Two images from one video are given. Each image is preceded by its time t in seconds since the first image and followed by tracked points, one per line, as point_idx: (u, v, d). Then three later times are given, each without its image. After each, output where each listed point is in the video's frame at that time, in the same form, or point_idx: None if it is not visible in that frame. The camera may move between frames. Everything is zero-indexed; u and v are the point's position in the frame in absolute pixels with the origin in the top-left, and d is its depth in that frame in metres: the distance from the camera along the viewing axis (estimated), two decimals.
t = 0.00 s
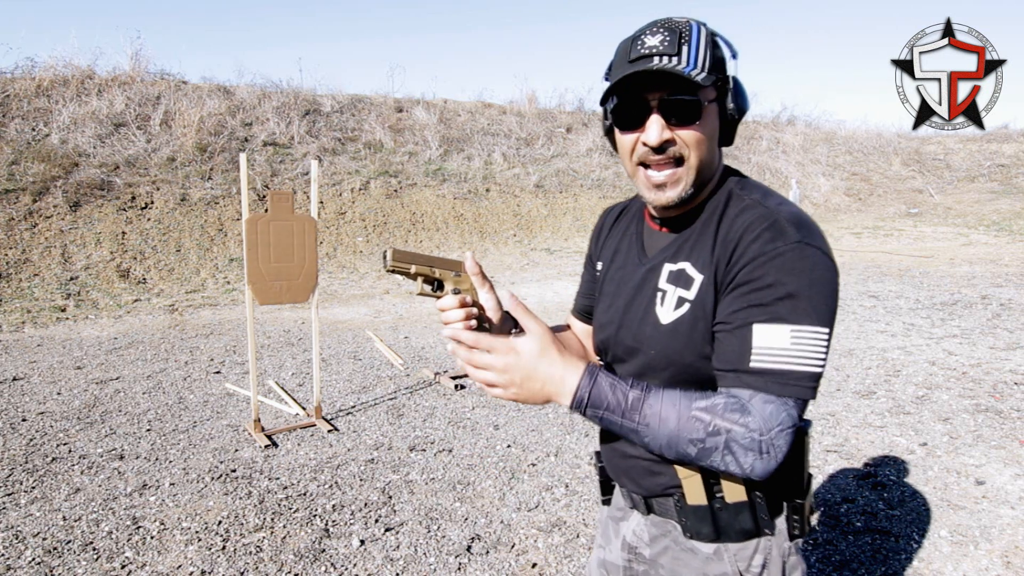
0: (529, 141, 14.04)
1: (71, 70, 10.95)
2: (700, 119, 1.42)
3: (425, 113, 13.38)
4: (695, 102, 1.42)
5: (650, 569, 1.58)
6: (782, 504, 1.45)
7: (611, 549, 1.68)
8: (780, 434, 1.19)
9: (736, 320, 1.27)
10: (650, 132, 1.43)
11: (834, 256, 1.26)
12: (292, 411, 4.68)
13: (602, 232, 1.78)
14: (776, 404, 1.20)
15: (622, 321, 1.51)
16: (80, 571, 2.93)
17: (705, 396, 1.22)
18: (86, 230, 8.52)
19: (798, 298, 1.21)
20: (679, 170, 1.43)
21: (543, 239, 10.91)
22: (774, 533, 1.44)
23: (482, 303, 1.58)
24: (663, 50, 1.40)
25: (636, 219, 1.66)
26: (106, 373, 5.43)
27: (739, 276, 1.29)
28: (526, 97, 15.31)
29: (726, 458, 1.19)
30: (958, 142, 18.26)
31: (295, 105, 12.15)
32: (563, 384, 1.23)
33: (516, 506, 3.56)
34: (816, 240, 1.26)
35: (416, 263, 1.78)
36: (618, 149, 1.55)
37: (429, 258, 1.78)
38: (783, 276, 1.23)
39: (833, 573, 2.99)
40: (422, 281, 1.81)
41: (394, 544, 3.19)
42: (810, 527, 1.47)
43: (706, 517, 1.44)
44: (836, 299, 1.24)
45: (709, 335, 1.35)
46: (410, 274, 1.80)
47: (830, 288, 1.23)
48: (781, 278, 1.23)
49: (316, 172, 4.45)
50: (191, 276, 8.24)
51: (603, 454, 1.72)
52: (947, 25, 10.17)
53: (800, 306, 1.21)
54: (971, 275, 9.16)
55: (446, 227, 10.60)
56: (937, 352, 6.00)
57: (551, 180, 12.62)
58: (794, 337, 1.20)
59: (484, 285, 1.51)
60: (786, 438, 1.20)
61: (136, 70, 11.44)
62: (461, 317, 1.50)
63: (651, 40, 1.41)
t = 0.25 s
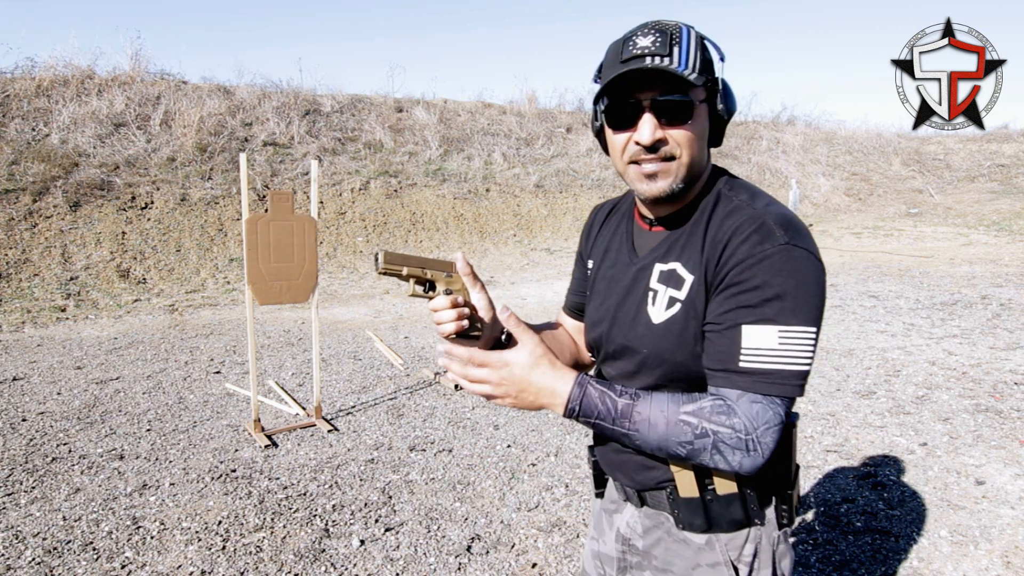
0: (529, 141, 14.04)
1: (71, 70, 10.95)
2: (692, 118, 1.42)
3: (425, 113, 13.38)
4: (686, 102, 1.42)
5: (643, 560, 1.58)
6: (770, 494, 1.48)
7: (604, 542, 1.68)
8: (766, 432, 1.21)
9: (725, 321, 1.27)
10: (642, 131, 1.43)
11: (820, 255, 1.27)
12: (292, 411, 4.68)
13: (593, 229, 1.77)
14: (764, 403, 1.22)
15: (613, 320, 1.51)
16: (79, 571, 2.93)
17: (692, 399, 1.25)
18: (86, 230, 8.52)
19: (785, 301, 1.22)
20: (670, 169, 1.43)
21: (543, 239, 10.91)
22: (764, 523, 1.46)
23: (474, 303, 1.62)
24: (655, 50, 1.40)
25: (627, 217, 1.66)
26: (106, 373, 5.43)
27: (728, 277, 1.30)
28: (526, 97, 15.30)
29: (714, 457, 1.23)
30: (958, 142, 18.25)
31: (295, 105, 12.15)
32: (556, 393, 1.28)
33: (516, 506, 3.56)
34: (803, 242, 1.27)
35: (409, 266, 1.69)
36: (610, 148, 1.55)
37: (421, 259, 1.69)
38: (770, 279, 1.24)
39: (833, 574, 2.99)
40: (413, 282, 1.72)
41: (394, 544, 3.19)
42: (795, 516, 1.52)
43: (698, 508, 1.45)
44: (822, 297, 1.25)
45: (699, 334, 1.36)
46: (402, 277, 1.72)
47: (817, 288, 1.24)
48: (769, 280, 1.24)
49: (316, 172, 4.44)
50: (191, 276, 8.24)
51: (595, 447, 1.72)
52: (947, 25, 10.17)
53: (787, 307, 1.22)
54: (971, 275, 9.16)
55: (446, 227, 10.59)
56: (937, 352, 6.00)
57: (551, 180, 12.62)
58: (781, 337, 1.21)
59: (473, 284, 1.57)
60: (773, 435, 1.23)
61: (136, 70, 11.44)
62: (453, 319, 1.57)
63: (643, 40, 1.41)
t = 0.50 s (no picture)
0: (529, 141, 14.04)
1: (71, 70, 10.94)
2: (683, 125, 1.42)
3: (425, 113, 13.38)
4: (678, 108, 1.41)
5: (642, 553, 1.58)
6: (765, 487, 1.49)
7: (603, 536, 1.68)
8: (760, 434, 1.22)
9: (719, 325, 1.28)
10: (635, 137, 1.43)
11: (813, 258, 1.28)
12: (292, 411, 4.68)
13: (586, 229, 1.77)
14: (758, 406, 1.23)
15: (609, 323, 1.51)
16: (79, 571, 2.93)
17: (687, 401, 1.25)
18: (86, 230, 8.52)
19: (779, 304, 1.22)
20: (664, 175, 1.42)
21: (543, 239, 10.91)
22: (760, 515, 1.47)
23: (470, 306, 1.61)
24: (647, 55, 1.39)
25: (621, 218, 1.66)
26: (106, 372, 5.43)
27: (723, 281, 1.30)
28: (526, 97, 15.30)
29: (709, 458, 1.24)
30: (958, 142, 18.25)
31: (295, 105, 12.15)
32: (553, 397, 1.28)
33: (516, 506, 3.56)
34: (796, 245, 1.27)
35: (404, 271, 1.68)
36: (603, 153, 1.54)
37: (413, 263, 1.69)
38: (764, 283, 1.24)
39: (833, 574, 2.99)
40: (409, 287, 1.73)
41: (394, 544, 3.19)
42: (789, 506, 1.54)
43: (696, 502, 1.45)
44: (815, 301, 1.25)
45: (695, 336, 1.36)
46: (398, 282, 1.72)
47: (810, 292, 1.24)
48: (763, 285, 1.24)
49: (316, 172, 4.44)
50: (191, 276, 8.24)
51: (592, 442, 1.72)
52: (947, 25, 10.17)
53: (780, 312, 1.23)
54: (971, 275, 9.15)
55: (446, 226, 10.59)
56: (937, 352, 6.00)
57: (551, 179, 12.62)
58: (775, 340, 1.22)
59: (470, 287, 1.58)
60: (766, 436, 1.23)
61: (136, 69, 11.44)
62: (449, 323, 1.54)
63: (635, 45, 1.40)
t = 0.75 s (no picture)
0: (529, 141, 14.04)
1: (71, 70, 10.95)
2: (682, 126, 1.42)
3: (426, 113, 13.38)
4: (676, 108, 1.41)
5: (641, 551, 1.58)
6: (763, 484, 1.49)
7: (602, 533, 1.68)
8: (760, 430, 1.22)
9: (719, 324, 1.28)
10: (633, 138, 1.43)
11: (810, 258, 1.28)
12: (292, 411, 4.68)
13: (584, 229, 1.77)
14: (758, 403, 1.23)
15: (609, 323, 1.51)
16: (79, 571, 2.93)
17: (689, 398, 1.25)
18: (86, 230, 8.52)
19: (778, 302, 1.22)
20: (660, 175, 1.42)
21: (543, 239, 10.91)
22: (758, 511, 1.47)
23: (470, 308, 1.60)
24: (646, 57, 1.39)
25: (619, 218, 1.66)
26: (106, 372, 5.43)
27: (722, 281, 1.30)
28: (526, 97, 15.30)
29: (711, 454, 1.23)
30: (958, 142, 18.24)
31: (295, 105, 12.15)
32: (557, 395, 1.27)
33: (517, 506, 3.56)
34: (794, 246, 1.27)
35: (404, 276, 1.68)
36: (602, 153, 1.54)
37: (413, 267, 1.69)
38: (763, 282, 1.24)
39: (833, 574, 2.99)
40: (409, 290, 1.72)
41: (394, 544, 3.19)
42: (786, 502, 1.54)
43: (695, 499, 1.45)
44: (813, 299, 1.26)
45: (694, 335, 1.36)
46: (398, 285, 1.72)
47: (807, 290, 1.25)
48: (762, 284, 1.24)
49: (316, 172, 4.44)
50: (191, 276, 8.24)
51: (591, 440, 1.72)
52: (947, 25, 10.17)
53: (779, 310, 1.23)
54: (971, 275, 9.15)
55: (446, 226, 10.59)
56: (937, 352, 6.00)
57: (551, 179, 12.62)
58: (774, 338, 1.22)
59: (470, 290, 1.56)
60: (767, 432, 1.23)
61: (136, 69, 11.44)
62: (450, 325, 1.54)
63: (634, 47, 1.40)
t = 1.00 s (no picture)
0: (529, 141, 14.04)
1: (71, 70, 10.94)
2: (668, 125, 1.41)
3: (426, 113, 13.37)
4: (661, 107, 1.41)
5: (638, 550, 1.58)
6: (761, 486, 1.50)
7: (600, 533, 1.68)
8: (758, 424, 1.20)
9: (717, 317, 1.28)
10: (618, 134, 1.43)
11: (812, 258, 1.28)
12: (292, 411, 4.68)
13: (587, 228, 1.77)
14: (757, 394, 1.21)
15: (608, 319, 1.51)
16: (79, 571, 2.93)
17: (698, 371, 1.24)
18: (86, 230, 8.52)
19: (777, 297, 1.22)
20: (643, 173, 1.42)
21: (543, 239, 10.91)
22: (755, 512, 1.47)
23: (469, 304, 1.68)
24: (637, 56, 1.41)
25: (621, 216, 1.66)
26: (106, 372, 5.43)
27: (723, 275, 1.30)
28: (526, 97, 15.29)
29: (706, 436, 1.20)
30: (959, 142, 18.24)
31: (295, 105, 12.14)
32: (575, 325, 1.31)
33: (517, 506, 3.56)
34: (796, 243, 1.27)
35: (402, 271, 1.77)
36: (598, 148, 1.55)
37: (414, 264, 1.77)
38: (763, 276, 1.24)
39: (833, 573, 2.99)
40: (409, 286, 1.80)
41: (394, 544, 3.19)
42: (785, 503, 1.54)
43: (692, 499, 1.45)
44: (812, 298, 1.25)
45: (694, 331, 1.37)
46: (398, 281, 1.79)
47: (805, 289, 1.24)
48: (762, 277, 1.24)
49: (316, 172, 4.44)
50: (191, 276, 8.24)
51: (590, 440, 1.72)
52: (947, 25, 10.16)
53: (778, 304, 1.23)
54: (971, 275, 9.15)
55: (446, 226, 10.59)
56: (937, 352, 6.00)
57: (551, 179, 12.62)
58: (771, 332, 1.21)
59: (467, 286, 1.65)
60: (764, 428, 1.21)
61: (136, 69, 11.44)
62: (448, 319, 1.55)
63: (627, 46, 1.42)
